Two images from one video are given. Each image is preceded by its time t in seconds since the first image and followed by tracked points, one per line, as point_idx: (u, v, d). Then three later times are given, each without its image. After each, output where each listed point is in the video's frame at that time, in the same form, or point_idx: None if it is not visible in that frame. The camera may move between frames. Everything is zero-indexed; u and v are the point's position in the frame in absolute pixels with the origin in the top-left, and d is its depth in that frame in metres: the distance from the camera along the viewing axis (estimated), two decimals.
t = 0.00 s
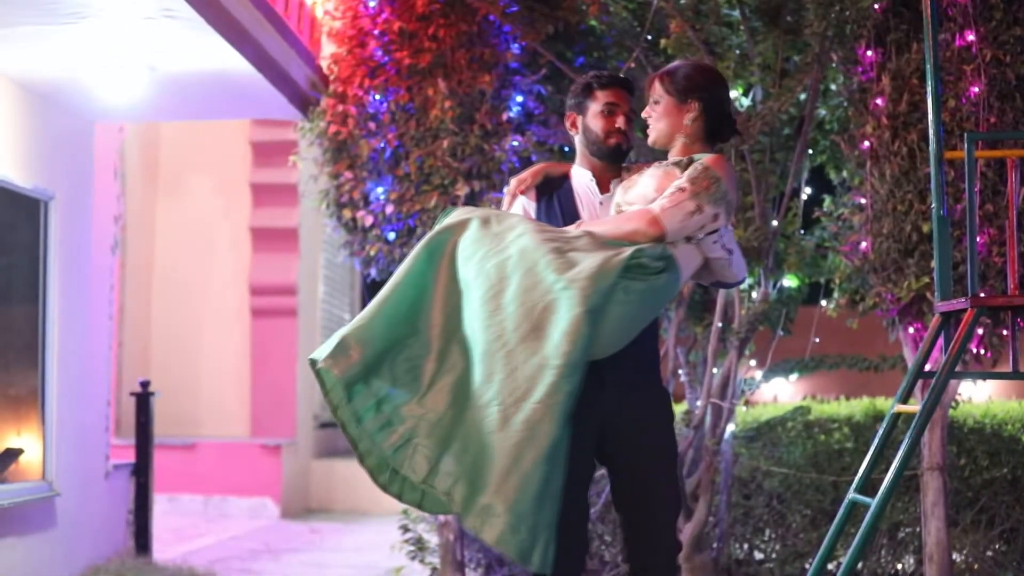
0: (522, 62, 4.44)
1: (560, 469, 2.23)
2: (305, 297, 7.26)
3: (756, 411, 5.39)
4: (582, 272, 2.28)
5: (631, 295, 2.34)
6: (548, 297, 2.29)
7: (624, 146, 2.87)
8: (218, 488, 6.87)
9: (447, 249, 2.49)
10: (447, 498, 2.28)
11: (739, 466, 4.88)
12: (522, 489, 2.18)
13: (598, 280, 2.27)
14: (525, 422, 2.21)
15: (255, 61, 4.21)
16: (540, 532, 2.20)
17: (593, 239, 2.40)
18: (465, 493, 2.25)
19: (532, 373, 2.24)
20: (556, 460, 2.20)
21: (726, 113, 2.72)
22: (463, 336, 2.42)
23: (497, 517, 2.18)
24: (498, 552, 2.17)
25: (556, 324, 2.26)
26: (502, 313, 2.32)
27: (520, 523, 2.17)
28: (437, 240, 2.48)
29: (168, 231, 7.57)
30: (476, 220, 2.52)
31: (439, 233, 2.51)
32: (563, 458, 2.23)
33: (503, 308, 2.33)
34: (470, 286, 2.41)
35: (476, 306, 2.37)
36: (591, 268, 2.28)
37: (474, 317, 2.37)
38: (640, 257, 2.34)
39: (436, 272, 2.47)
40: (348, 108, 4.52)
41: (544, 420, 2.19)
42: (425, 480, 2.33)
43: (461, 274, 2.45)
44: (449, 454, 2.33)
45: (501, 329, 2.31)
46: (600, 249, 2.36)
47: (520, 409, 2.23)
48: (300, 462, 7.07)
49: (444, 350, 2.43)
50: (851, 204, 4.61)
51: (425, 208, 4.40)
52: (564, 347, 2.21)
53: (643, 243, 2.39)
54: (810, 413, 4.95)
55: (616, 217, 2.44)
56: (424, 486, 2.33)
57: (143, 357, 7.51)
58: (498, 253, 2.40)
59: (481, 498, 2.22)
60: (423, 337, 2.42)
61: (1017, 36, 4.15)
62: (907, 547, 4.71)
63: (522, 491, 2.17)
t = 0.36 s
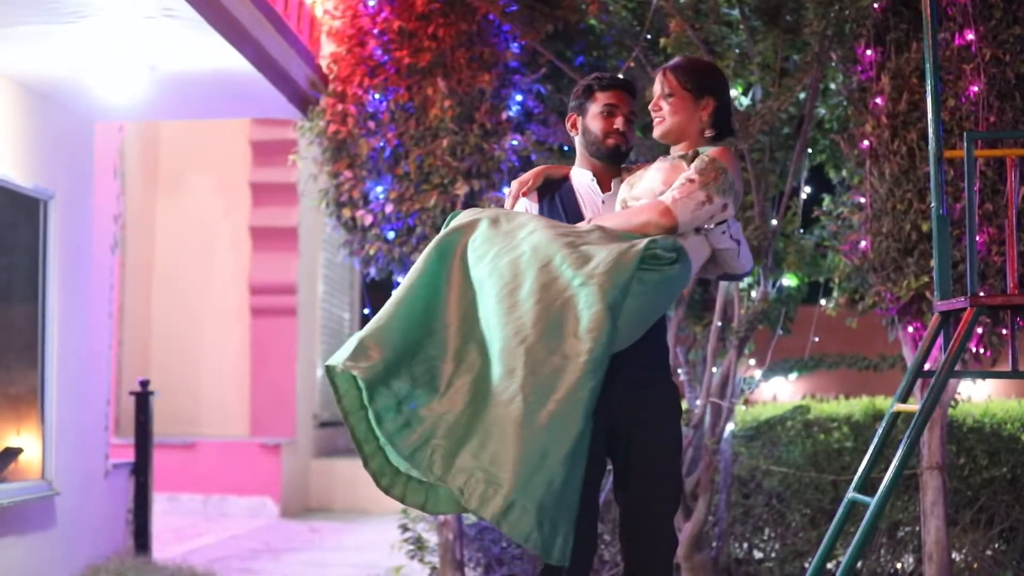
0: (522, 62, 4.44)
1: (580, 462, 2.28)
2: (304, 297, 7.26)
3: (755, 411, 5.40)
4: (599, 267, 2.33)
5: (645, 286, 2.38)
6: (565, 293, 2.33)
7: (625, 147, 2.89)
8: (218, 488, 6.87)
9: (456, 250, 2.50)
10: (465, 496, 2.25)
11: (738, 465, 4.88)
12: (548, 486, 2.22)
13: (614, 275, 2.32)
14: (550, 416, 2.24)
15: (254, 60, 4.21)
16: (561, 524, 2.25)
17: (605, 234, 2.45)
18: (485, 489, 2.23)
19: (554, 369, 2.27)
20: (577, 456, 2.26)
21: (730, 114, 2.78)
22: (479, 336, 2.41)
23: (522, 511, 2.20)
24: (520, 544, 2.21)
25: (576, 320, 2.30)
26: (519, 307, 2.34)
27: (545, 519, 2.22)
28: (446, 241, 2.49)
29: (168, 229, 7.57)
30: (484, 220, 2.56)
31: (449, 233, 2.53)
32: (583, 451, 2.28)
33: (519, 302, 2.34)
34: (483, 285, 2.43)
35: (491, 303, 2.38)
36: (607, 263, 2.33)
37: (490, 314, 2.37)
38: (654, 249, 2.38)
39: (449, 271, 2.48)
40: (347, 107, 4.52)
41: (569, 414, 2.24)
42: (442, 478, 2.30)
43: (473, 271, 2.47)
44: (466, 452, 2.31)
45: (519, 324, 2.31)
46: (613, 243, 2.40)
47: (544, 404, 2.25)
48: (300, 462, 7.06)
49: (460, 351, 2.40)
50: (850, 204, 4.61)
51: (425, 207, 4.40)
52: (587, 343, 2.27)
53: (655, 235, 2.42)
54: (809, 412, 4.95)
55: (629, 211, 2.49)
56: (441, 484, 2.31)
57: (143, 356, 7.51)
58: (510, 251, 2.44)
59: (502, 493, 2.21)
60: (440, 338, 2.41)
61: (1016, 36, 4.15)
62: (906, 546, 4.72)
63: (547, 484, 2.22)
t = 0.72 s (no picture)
0: (518, 61, 4.45)
1: (597, 461, 2.30)
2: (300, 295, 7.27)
3: (751, 409, 5.41)
4: (606, 265, 2.32)
5: (651, 282, 2.39)
6: (573, 293, 2.33)
7: (617, 145, 2.88)
8: (212, 486, 6.88)
9: (458, 255, 2.48)
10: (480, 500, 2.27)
11: (734, 464, 4.90)
12: (567, 487, 2.25)
13: (622, 272, 2.32)
14: (565, 418, 2.26)
15: (251, 59, 4.20)
16: (583, 525, 2.27)
17: (610, 233, 2.43)
18: (505, 494, 2.26)
19: (566, 369, 2.28)
20: (594, 456, 2.28)
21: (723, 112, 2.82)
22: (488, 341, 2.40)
23: (543, 513, 2.23)
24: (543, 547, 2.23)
25: (586, 319, 2.30)
26: (528, 310, 2.33)
27: (565, 520, 2.24)
28: (448, 247, 2.47)
29: (165, 229, 7.57)
30: (484, 224, 2.53)
31: (451, 238, 2.49)
32: (600, 451, 2.30)
33: (528, 305, 2.34)
34: (489, 289, 2.41)
35: (499, 308, 2.37)
36: (614, 261, 2.33)
37: (498, 320, 2.37)
38: (659, 245, 2.38)
39: (452, 276, 2.46)
40: (344, 106, 4.52)
41: (585, 415, 2.26)
42: (458, 484, 2.30)
43: (478, 275, 2.45)
44: (478, 458, 2.31)
45: (528, 327, 2.31)
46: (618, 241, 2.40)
47: (557, 406, 2.26)
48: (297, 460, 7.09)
49: (468, 356, 2.40)
50: (847, 203, 4.61)
51: (421, 207, 4.40)
52: (597, 342, 2.27)
53: (659, 232, 2.42)
54: (805, 412, 4.96)
55: (630, 208, 2.48)
56: (457, 490, 2.31)
57: (139, 356, 7.51)
58: (515, 253, 2.42)
59: (522, 496, 2.24)
60: (447, 344, 2.39)
61: (1012, 35, 4.15)
62: (902, 546, 4.73)
63: (566, 485, 2.24)
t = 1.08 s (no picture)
0: (517, 61, 4.44)
1: (604, 466, 2.28)
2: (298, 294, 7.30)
3: (749, 409, 5.41)
4: (609, 270, 2.32)
5: (653, 287, 2.39)
6: (575, 298, 2.33)
7: (614, 144, 2.86)
8: (211, 485, 6.87)
9: (458, 258, 2.48)
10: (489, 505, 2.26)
11: (732, 463, 4.89)
12: (571, 491, 2.22)
13: (624, 276, 2.32)
14: (569, 422, 2.24)
15: (249, 59, 4.20)
16: (594, 529, 2.23)
17: (612, 238, 2.44)
18: (510, 498, 2.25)
19: (569, 374, 2.28)
20: (600, 459, 2.26)
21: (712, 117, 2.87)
22: (489, 344, 2.40)
23: (548, 518, 2.21)
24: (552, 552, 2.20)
25: (588, 323, 2.30)
26: (530, 315, 2.34)
27: (572, 524, 2.21)
28: (448, 250, 2.47)
29: (164, 229, 7.57)
30: (484, 227, 2.52)
31: (451, 242, 2.49)
32: (606, 456, 2.28)
33: (530, 310, 2.35)
34: (491, 294, 2.41)
35: (501, 313, 2.38)
36: (617, 266, 2.32)
37: (501, 325, 2.38)
38: (661, 251, 2.38)
39: (453, 280, 2.46)
40: (342, 106, 4.52)
41: (588, 420, 2.23)
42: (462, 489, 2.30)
43: (480, 279, 2.45)
44: (484, 462, 2.30)
45: (530, 332, 2.33)
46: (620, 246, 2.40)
47: (562, 409, 2.26)
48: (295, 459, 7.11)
49: (469, 359, 2.40)
50: (845, 203, 4.61)
51: (419, 206, 4.39)
52: (600, 346, 2.26)
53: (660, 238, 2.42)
54: (803, 411, 4.96)
55: (633, 212, 2.49)
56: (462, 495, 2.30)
57: (138, 355, 7.51)
58: (517, 257, 2.42)
59: (529, 501, 2.23)
60: (449, 347, 2.40)
61: (1011, 35, 4.15)
62: (900, 545, 4.74)
63: (571, 490, 2.22)
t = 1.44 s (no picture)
0: (516, 60, 4.44)
1: (601, 466, 2.25)
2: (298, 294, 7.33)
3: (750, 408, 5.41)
4: (607, 270, 2.32)
5: (650, 287, 2.38)
6: (572, 296, 2.33)
7: (616, 141, 2.86)
8: (210, 485, 6.87)
9: (457, 253, 2.48)
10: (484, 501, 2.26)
11: (732, 462, 4.88)
12: (563, 489, 2.20)
13: (622, 276, 2.31)
14: (563, 421, 2.24)
15: (248, 58, 4.20)
16: (588, 529, 2.21)
17: (610, 237, 2.44)
18: (504, 496, 2.25)
19: (563, 372, 2.27)
20: (596, 458, 2.23)
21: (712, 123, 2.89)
22: (485, 341, 2.40)
23: (541, 517, 2.20)
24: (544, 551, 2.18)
25: (584, 322, 2.29)
26: (527, 314, 2.35)
27: (565, 523, 2.19)
28: (447, 245, 2.47)
29: (163, 227, 7.57)
30: (484, 223, 2.53)
31: (451, 236, 2.50)
32: (603, 455, 2.26)
33: (527, 309, 2.36)
34: (489, 290, 2.42)
35: (499, 311, 2.39)
36: (614, 266, 2.32)
37: (496, 323, 2.39)
38: (660, 252, 2.38)
39: (451, 275, 2.45)
40: (341, 105, 4.52)
41: (581, 419, 2.22)
42: (456, 486, 2.30)
43: (478, 275, 2.45)
44: (479, 459, 2.30)
45: (527, 330, 2.33)
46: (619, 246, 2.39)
47: (556, 407, 2.25)
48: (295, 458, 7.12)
49: (465, 355, 2.39)
50: (845, 202, 4.60)
51: (418, 205, 4.40)
52: (595, 345, 2.25)
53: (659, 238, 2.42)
54: (802, 410, 4.97)
55: (634, 214, 2.49)
56: (456, 492, 2.30)
57: (138, 354, 7.51)
58: (516, 254, 2.43)
59: (524, 499, 2.23)
60: (444, 342, 2.39)
61: (1010, 34, 4.15)
62: (900, 545, 4.74)
63: (563, 489, 2.20)
